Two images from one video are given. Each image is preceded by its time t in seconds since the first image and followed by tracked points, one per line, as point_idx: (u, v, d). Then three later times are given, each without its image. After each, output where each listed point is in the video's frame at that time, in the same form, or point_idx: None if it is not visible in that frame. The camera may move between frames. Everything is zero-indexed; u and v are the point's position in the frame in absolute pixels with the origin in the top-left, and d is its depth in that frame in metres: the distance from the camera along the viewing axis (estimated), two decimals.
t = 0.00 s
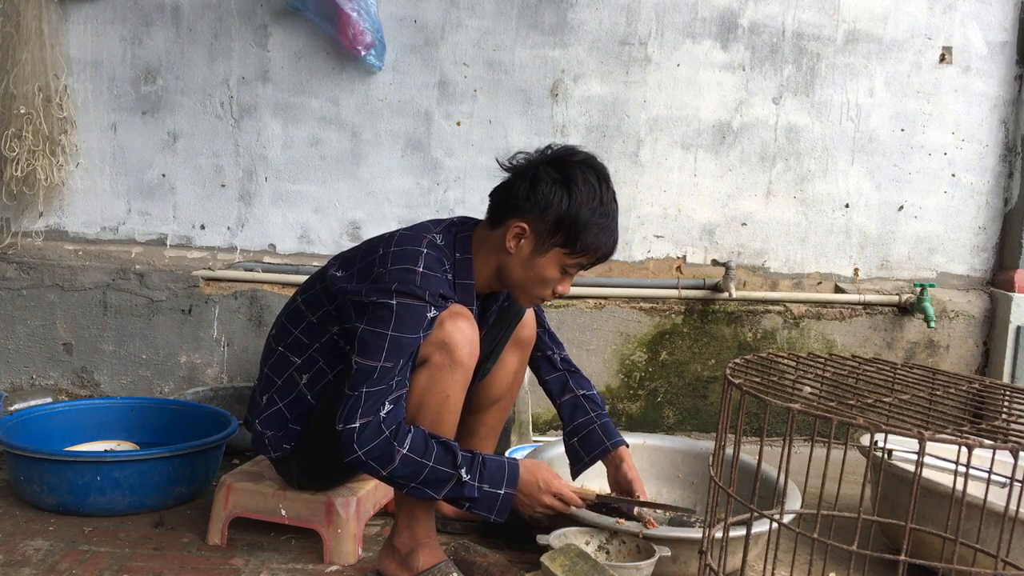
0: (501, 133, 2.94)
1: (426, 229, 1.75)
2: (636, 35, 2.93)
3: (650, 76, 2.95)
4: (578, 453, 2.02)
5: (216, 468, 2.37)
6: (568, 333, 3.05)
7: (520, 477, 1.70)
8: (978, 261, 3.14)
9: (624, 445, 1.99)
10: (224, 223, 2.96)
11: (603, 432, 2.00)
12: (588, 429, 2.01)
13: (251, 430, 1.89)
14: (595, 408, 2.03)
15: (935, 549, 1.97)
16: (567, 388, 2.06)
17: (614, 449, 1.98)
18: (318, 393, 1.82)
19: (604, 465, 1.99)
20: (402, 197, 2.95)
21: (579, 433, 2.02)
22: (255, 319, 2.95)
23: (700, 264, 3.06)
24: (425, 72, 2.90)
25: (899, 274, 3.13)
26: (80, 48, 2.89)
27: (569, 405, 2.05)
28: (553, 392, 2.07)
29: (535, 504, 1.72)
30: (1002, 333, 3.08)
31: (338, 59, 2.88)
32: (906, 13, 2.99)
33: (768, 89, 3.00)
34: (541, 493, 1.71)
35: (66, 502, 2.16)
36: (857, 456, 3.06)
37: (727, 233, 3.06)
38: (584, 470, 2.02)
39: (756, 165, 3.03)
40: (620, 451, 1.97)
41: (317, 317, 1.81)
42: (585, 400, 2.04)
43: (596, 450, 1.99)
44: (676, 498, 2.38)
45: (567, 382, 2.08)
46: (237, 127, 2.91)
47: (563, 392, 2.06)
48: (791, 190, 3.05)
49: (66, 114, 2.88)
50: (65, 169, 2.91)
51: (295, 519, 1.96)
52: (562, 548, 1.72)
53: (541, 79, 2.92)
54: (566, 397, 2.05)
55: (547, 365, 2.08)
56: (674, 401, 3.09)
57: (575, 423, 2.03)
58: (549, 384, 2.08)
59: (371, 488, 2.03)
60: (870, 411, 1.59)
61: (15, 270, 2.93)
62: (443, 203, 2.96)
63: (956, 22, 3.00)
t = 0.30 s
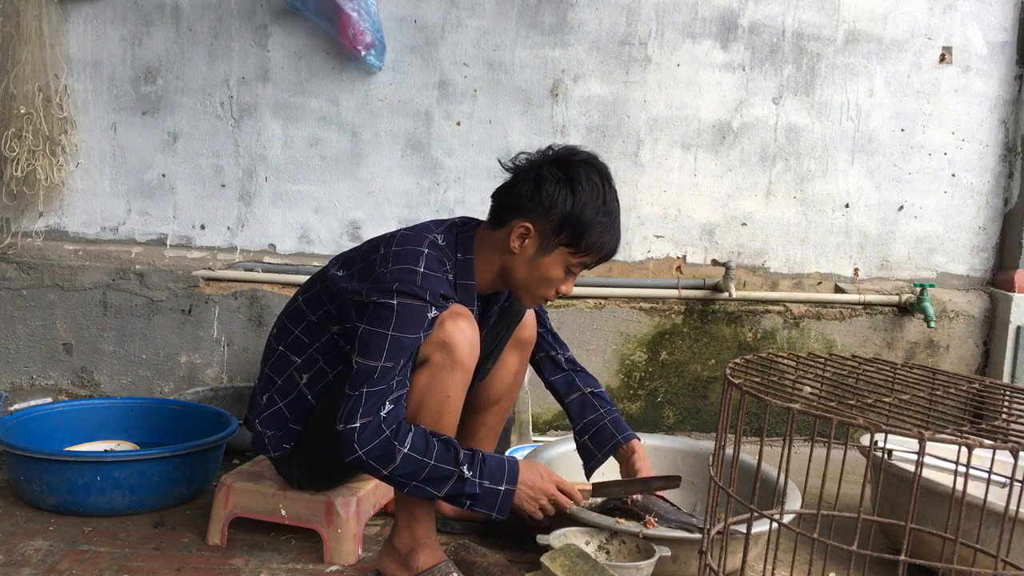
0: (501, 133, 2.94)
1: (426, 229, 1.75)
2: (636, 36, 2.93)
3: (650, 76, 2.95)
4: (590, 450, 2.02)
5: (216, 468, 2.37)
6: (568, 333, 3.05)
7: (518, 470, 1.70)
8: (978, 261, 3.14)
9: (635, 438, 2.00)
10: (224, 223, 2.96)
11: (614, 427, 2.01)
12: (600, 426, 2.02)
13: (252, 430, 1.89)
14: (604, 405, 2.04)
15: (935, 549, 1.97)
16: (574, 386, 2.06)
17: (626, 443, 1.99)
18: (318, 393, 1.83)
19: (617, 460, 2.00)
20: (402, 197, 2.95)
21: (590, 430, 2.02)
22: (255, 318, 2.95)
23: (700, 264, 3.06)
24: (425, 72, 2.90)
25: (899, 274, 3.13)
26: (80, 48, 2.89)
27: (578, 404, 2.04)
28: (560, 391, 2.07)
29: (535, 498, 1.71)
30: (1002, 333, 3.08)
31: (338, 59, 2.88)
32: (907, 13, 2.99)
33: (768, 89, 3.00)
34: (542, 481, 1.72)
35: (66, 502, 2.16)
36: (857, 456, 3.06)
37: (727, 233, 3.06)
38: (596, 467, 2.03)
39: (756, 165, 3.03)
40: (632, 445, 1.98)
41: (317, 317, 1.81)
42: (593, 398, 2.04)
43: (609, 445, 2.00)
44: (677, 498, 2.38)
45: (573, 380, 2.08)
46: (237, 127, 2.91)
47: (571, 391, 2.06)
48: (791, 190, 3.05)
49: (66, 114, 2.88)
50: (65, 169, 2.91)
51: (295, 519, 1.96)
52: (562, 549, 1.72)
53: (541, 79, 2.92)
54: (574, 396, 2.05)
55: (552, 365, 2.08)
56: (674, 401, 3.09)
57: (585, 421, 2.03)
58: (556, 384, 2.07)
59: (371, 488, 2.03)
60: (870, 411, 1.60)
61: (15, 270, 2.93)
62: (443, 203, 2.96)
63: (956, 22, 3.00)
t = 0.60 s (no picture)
0: (501, 133, 2.94)
1: (426, 230, 1.75)
2: (636, 35, 2.93)
3: (650, 76, 2.95)
4: (584, 448, 2.02)
5: (216, 468, 2.38)
6: (568, 333, 3.05)
7: (519, 473, 1.70)
8: (978, 261, 3.14)
9: (628, 435, 1.99)
10: (225, 223, 2.96)
11: (606, 424, 2.00)
12: (592, 424, 2.01)
13: (252, 430, 1.90)
14: (597, 403, 2.04)
15: (935, 549, 1.97)
16: (568, 386, 2.06)
17: (618, 441, 1.98)
18: (317, 393, 1.83)
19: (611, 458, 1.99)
20: (402, 197, 2.95)
21: (583, 428, 2.02)
22: (255, 318, 2.95)
23: (700, 264, 3.06)
24: (425, 71, 2.90)
25: (899, 274, 3.13)
26: (80, 48, 2.89)
27: (571, 403, 2.05)
28: (554, 391, 2.07)
29: (540, 496, 1.70)
30: (1002, 333, 3.08)
31: (338, 59, 2.88)
32: (907, 13, 2.99)
33: (768, 89, 3.00)
34: (544, 477, 1.72)
35: (66, 502, 2.16)
36: (857, 456, 3.05)
37: (727, 233, 3.06)
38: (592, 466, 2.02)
39: (756, 165, 3.03)
40: (623, 441, 1.97)
41: (316, 317, 1.81)
42: (587, 396, 2.04)
43: (601, 443, 1.99)
44: (676, 498, 2.38)
45: (567, 380, 2.08)
46: (237, 127, 2.91)
47: (564, 390, 2.06)
48: (791, 190, 3.05)
49: (66, 114, 2.88)
50: (65, 169, 2.91)
51: (295, 519, 1.96)
52: (562, 549, 1.72)
53: (541, 79, 2.92)
54: (567, 395, 2.06)
55: (547, 366, 2.08)
56: (674, 402, 3.09)
57: (578, 419, 2.03)
58: (550, 384, 2.08)
59: (371, 488, 2.03)
60: (870, 411, 1.60)
61: (15, 270, 2.93)
62: (443, 203, 2.96)
63: (956, 22, 3.00)
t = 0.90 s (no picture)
0: (501, 133, 2.94)
1: (426, 230, 1.75)
2: (636, 35, 2.93)
3: (650, 76, 2.95)
4: (587, 448, 2.02)
5: (216, 468, 2.38)
6: (567, 333, 3.05)
7: (516, 477, 1.70)
8: (978, 261, 3.14)
9: (630, 435, 1.99)
10: (225, 223, 2.96)
11: (609, 425, 2.00)
12: (595, 424, 2.01)
13: (251, 430, 1.90)
14: (599, 403, 2.03)
15: (935, 549, 1.97)
16: (570, 386, 2.06)
17: (620, 441, 1.97)
18: (317, 393, 1.83)
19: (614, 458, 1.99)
20: (402, 197, 2.95)
21: (586, 429, 2.02)
22: (255, 318, 2.95)
23: (700, 264, 3.06)
24: (425, 71, 2.90)
25: (899, 274, 3.13)
26: (80, 48, 2.89)
27: (573, 403, 2.04)
28: (556, 392, 2.07)
29: (538, 499, 1.70)
30: (1002, 333, 3.08)
31: (338, 59, 2.88)
32: (907, 13, 2.99)
33: (768, 89, 3.00)
34: (543, 480, 1.72)
35: (66, 502, 2.16)
36: (857, 457, 3.05)
37: (727, 233, 3.06)
38: (595, 466, 2.02)
39: (756, 165, 3.03)
40: (625, 442, 1.96)
41: (316, 317, 1.81)
42: (589, 396, 2.04)
43: (605, 443, 1.99)
44: (676, 498, 2.38)
45: (568, 380, 2.07)
46: (237, 127, 2.91)
47: (566, 390, 2.06)
48: (791, 190, 3.05)
49: (66, 114, 2.88)
50: (65, 169, 2.91)
51: (295, 519, 1.96)
52: (562, 549, 1.72)
53: (541, 79, 2.92)
54: (569, 395, 2.05)
55: (548, 366, 2.08)
56: (674, 402, 3.09)
57: (580, 420, 2.03)
58: (551, 385, 2.08)
59: (371, 489, 2.03)
60: (870, 411, 1.60)
61: (15, 270, 2.93)
62: (443, 203, 2.96)
63: (956, 22, 3.00)
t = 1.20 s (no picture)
0: (501, 133, 2.94)
1: (429, 230, 1.75)
2: (636, 35, 2.93)
3: (650, 76, 2.95)
4: (588, 446, 2.02)
5: (216, 468, 2.38)
6: (567, 333, 3.05)
7: (519, 473, 1.69)
8: (978, 261, 3.14)
9: (631, 432, 1.99)
10: (224, 223, 2.96)
11: (610, 421, 2.01)
12: (596, 422, 2.01)
13: (252, 429, 1.89)
14: (600, 401, 2.04)
15: (935, 549, 1.97)
16: (570, 384, 2.06)
17: (621, 437, 1.98)
18: (318, 393, 1.83)
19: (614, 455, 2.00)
20: (402, 197, 2.95)
21: (587, 426, 2.02)
22: (255, 318, 2.95)
23: (700, 264, 3.06)
24: (425, 71, 2.90)
25: (899, 274, 3.13)
26: (80, 48, 2.89)
27: (574, 401, 2.05)
28: (556, 390, 2.07)
29: (543, 493, 1.68)
30: (1002, 333, 3.08)
31: (338, 59, 2.88)
32: (906, 13, 2.99)
33: (768, 89, 3.00)
34: (546, 474, 1.71)
35: (66, 502, 2.16)
36: (857, 456, 3.05)
37: (727, 233, 3.06)
38: (596, 463, 2.02)
39: (756, 165, 3.03)
40: (627, 438, 1.97)
41: (317, 316, 1.81)
42: (589, 394, 2.04)
43: (606, 440, 1.99)
44: (676, 498, 2.38)
45: (568, 379, 2.08)
46: (237, 127, 2.91)
47: (566, 389, 2.06)
48: (791, 190, 3.05)
49: (66, 114, 2.88)
50: (65, 169, 2.91)
51: (295, 519, 1.96)
52: (562, 549, 1.72)
53: (541, 79, 2.92)
54: (569, 393, 2.05)
55: (548, 365, 2.08)
56: (674, 402, 3.09)
57: (581, 417, 2.03)
58: (551, 384, 2.08)
59: (371, 488, 2.03)
60: (870, 411, 1.60)
61: (15, 270, 2.93)
62: (443, 203, 2.96)
63: (956, 22, 3.00)
